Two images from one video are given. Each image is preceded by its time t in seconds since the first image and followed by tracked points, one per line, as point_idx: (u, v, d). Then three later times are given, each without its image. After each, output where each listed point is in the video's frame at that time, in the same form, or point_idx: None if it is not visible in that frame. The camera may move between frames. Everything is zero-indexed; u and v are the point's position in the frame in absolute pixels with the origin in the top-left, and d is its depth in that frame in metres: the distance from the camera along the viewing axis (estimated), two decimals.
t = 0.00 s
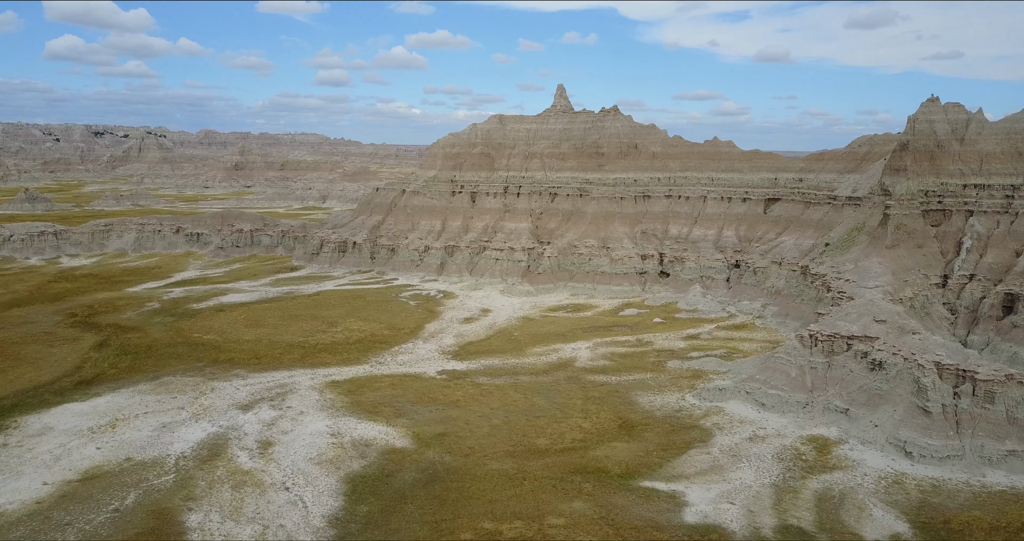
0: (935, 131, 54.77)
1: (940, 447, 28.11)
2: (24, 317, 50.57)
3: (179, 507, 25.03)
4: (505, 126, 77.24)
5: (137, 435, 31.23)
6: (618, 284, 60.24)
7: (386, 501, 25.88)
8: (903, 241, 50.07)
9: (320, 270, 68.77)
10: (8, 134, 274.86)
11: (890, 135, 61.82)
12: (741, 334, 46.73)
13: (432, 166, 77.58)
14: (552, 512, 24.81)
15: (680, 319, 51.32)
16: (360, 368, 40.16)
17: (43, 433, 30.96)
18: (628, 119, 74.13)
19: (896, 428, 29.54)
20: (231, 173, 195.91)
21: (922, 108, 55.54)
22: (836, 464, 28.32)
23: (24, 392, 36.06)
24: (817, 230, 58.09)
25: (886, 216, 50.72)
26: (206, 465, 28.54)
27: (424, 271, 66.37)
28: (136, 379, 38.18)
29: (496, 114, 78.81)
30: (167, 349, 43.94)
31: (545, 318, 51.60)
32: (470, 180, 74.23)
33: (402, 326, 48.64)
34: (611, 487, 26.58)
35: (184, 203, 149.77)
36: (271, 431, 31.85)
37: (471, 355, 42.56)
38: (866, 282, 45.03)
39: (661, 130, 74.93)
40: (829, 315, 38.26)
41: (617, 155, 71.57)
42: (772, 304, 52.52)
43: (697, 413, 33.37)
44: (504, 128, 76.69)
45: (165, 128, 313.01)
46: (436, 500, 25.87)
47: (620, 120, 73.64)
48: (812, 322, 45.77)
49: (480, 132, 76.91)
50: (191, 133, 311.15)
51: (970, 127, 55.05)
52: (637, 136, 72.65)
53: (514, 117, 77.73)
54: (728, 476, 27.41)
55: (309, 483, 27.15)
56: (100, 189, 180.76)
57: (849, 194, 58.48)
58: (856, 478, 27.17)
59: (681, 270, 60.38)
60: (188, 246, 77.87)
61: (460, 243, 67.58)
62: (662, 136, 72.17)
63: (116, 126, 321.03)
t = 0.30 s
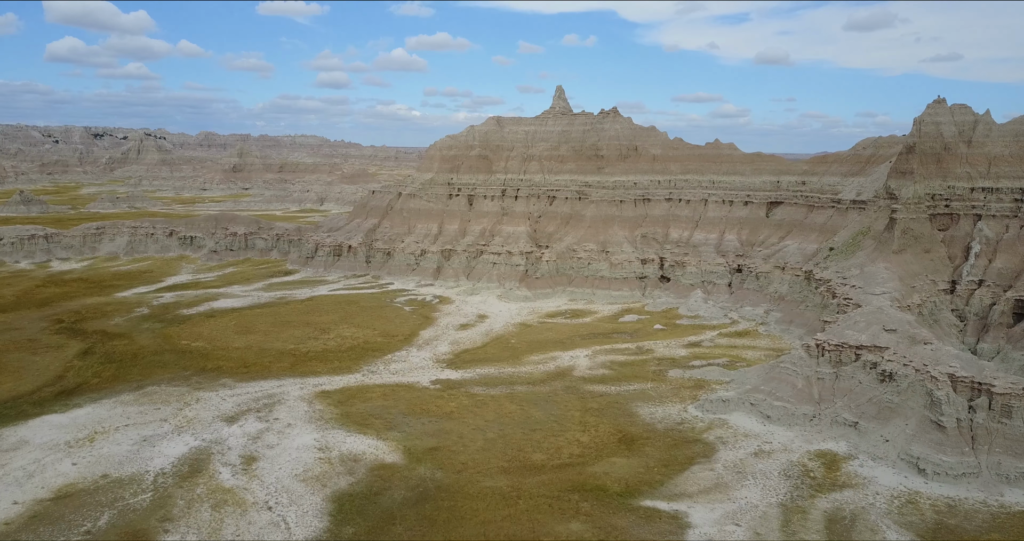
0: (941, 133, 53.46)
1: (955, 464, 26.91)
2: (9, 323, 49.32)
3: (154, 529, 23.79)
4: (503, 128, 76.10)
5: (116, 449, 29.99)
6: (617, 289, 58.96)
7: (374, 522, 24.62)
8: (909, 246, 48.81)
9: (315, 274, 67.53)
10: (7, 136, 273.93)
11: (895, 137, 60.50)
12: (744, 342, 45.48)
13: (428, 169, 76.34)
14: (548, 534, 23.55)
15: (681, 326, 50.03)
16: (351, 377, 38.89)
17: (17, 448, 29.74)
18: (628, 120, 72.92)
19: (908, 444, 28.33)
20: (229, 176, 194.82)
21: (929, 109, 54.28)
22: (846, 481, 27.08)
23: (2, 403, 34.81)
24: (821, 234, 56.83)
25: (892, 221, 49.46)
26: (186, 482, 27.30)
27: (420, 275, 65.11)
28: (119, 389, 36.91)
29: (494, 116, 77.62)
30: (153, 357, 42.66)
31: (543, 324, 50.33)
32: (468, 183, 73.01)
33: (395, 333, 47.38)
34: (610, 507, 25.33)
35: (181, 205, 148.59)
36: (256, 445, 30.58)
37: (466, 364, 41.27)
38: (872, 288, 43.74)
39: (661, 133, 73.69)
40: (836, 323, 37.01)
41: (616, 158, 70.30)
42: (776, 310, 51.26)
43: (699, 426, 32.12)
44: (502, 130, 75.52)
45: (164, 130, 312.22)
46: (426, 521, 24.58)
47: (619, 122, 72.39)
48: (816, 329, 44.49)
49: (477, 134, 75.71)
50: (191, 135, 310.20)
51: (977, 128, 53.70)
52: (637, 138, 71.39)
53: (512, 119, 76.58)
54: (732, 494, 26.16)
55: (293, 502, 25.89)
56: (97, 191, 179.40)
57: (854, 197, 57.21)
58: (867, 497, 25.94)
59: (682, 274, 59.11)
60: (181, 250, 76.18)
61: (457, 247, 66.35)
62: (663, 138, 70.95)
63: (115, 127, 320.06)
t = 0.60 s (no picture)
0: (948, 135, 52.26)
1: (970, 480, 25.78)
2: None
3: None
4: (502, 129, 75.05)
5: (97, 462, 28.91)
6: (618, 294, 57.84)
7: None
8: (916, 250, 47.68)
9: (310, 277, 66.45)
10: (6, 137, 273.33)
11: (900, 138, 59.32)
12: (748, 349, 44.37)
13: (426, 171, 75.25)
14: None
15: (683, 332, 48.92)
16: (343, 386, 37.78)
17: None
18: (629, 122, 71.80)
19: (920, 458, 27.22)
20: (227, 177, 193.86)
21: (935, 110, 53.10)
22: (855, 498, 25.96)
23: None
24: (825, 238, 55.70)
25: (898, 224, 48.33)
26: (167, 498, 26.20)
27: (417, 279, 64.01)
28: (103, 398, 35.81)
29: (493, 117, 76.54)
30: (141, 364, 41.57)
31: (541, 330, 49.21)
32: (466, 185, 71.93)
33: (390, 339, 46.26)
34: (610, 525, 24.21)
35: (178, 207, 147.63)
36: (242, 458, 29.47)
37: (461, 371, 40.10)
38: (879, 293, 42.61)
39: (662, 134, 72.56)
40: (843, 331, 35.89)
41: (617, 160, 69.14)
42: (779, 315, 50.15)
43: (702, 438, 31.00)
44: (501, 132, 74.49)
45: (164, 131, 311.59)
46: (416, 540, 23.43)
47: (619, 123, 71.26)
48: (821, 335, 43.36)
49: (476, 135, 74.63)
50: (191, 136, 309.51)
51: (985, 130, 52.49)
52: (638, 139, 70.25)
53: (511, 120, 75.51)
54: (737, 512, 25.05)
55: (278, 520, 24.79)
56: (95, 192, 178.62)
57: (859, 200, 56.05)
58: (878, 515, 24.81)
59: (683, 278, 57.99)
60: (175, 252, 75.33)
61: (454, 250, 65.28)
62: (664, 139, 69.84)
63: (116, 128, 319.32)
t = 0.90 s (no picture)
0: (957, 136, 51.03)
1: (988, 498, 24.53)
2: None
3: None
4: (500, 130, 73.82)
5: (73, 477, 27.63)
6: (618, 298, 56.55)
7: None
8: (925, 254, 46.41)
9: (304, 281, 65.18)
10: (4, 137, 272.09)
11: (907, 139, 58.07)
12: (752, 356, 43.10)
13: (423, 172, 74.00)
14: None
15: (685, 338, 47.64)
16: (334, 395, 36.52)
17: None
18: (629, 122, 70.54)
19: (936, 474, 25.96)
20: (225, 178, 192.60)
21: (943, 110, 51.82)
22: (868, 517, 24.69)
23: None
24: (831, 241, 54.46)
25: (906, 227, 47.07)
26: (145, 516, 24.90)
27: (413, 282, 62.76)
28: (85, 408, 34.53)
29: (491, 117, 75.30)
30: (126, 371, 40.28)
31: (540, 335, 47.93)
32: (463, 186, 70.65)
33: (383, 346, 45.00)
34: None
35: (175, 208, 146.44)
36: (226, 472, 28.20)
37: (456, 380, 38.83)
38: (888, 299, 41.35)
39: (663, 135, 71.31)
40: (852, 339, 34.63)
41: (617, 161, 67.84)
42: (784, 321, 48.89)
43: (706, 452, 29.73)
44: (499, 133, 73.25)
45: (163, 132, 310.64)
46: None
47: (620, 124, 70.01)
48: (828, 342, 42.10)
49: (474, 136, 73.38)
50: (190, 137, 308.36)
51: (994, 131, 51.27)
52: (639, 140, 68.99)
53: (509, 121, 74.27)
54: (744, 532, 23.78)
55: None
56: (92, 193, 177.48)
57: (865, 203, 54.81)
58: (893, 536, 23.54)
59: (685, 282, 56.72)
60: (168, 255, 74.06)
61: (452, 253, 64.04)
62: (665, 140, 68.60)
63: (115, 130, 318.38)
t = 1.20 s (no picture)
0: (965, 138, 49.89)
1: (1007, 518, 23.37)
2: None
3: None
4: (499, 132, 72.70)
5: (49, 494, 26.45)
6: (618, 303, 55.37)
7: None
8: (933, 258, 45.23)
9: (299, 285, 64.03)
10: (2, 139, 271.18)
11: (913, 141, 56.92)
12: (756, 364, 41.91)
13: (420, 174, 72.89)
14: None
15: (687, 345, 46.46)
16: (324, 406, 35.35)
17: None
18: (630, 124, 69.43)
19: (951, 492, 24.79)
20: (223, 180, 191.56)
21: (951, 112, 50.67)
22: (881, 537, 23.48)
23: None
24: (836, 246, 53.30)
25: (914, 232, 45.89)
26: (122, 536, 23.72)
27: (410, 287, 61.61)
28: (66, 420, 33.34)
29: (490, 119, 74.20)
30: (112, 380, 39.10)
31: (538, 342, 46.75)
32: (461, 189, 69.53)
33: (377, 353, 43.83)
34: None
35: (172, 211, 145.38)
36: (209, 488, 27.02)
37: (452, 389, 37.64)
38: (896, 306, 40.17)
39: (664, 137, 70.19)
40: (860, 348, 33.45)
41: (618, 163, 66.70)
42: (788, 328, 47.71)
43: (710, 466, 28.52)
44: (498, 135, 72.13)
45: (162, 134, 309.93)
46: None
47: (620, 125, 68.88)
48: (835, 350, 40.91)
49: (472, 138, 72.27)
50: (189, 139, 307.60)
51: (1003, 133, 50.13)
52: (639, 142, 67.86)
53: (508, 123, 73.15)
54: None
55: None
56: (89, 195, 176.55)
57: (871, 206, 53.66)
58: None
59: (687, 287, 55.54)
60: (161, 259, 72.89)
61: (449, 257, 62.91)
62: (666, 142, 67.48)
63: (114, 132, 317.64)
